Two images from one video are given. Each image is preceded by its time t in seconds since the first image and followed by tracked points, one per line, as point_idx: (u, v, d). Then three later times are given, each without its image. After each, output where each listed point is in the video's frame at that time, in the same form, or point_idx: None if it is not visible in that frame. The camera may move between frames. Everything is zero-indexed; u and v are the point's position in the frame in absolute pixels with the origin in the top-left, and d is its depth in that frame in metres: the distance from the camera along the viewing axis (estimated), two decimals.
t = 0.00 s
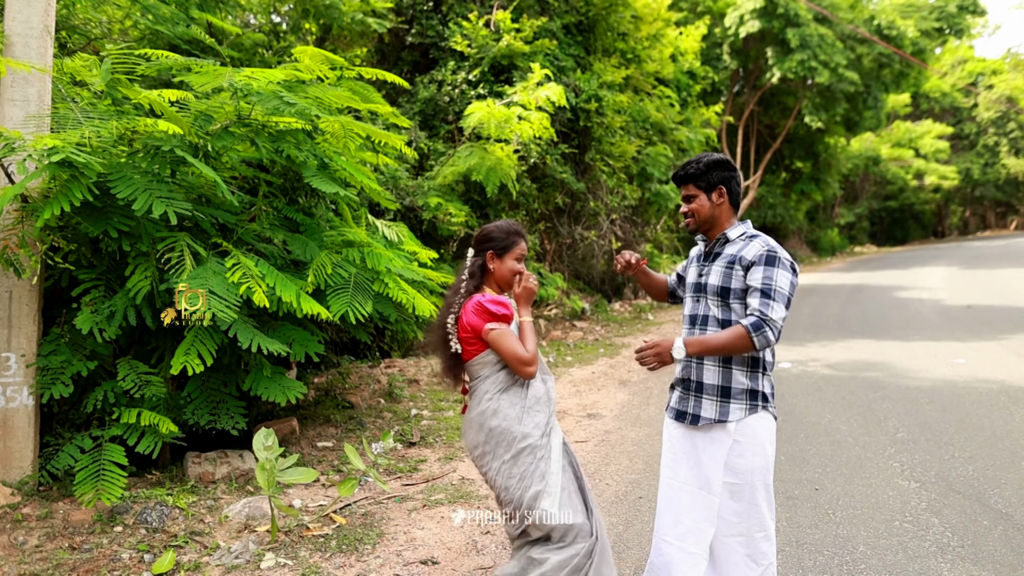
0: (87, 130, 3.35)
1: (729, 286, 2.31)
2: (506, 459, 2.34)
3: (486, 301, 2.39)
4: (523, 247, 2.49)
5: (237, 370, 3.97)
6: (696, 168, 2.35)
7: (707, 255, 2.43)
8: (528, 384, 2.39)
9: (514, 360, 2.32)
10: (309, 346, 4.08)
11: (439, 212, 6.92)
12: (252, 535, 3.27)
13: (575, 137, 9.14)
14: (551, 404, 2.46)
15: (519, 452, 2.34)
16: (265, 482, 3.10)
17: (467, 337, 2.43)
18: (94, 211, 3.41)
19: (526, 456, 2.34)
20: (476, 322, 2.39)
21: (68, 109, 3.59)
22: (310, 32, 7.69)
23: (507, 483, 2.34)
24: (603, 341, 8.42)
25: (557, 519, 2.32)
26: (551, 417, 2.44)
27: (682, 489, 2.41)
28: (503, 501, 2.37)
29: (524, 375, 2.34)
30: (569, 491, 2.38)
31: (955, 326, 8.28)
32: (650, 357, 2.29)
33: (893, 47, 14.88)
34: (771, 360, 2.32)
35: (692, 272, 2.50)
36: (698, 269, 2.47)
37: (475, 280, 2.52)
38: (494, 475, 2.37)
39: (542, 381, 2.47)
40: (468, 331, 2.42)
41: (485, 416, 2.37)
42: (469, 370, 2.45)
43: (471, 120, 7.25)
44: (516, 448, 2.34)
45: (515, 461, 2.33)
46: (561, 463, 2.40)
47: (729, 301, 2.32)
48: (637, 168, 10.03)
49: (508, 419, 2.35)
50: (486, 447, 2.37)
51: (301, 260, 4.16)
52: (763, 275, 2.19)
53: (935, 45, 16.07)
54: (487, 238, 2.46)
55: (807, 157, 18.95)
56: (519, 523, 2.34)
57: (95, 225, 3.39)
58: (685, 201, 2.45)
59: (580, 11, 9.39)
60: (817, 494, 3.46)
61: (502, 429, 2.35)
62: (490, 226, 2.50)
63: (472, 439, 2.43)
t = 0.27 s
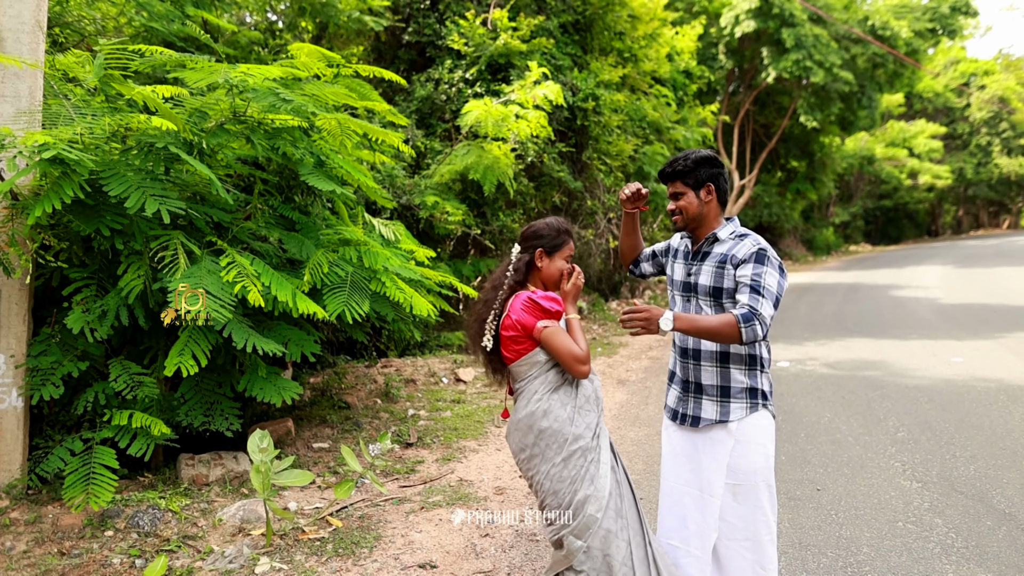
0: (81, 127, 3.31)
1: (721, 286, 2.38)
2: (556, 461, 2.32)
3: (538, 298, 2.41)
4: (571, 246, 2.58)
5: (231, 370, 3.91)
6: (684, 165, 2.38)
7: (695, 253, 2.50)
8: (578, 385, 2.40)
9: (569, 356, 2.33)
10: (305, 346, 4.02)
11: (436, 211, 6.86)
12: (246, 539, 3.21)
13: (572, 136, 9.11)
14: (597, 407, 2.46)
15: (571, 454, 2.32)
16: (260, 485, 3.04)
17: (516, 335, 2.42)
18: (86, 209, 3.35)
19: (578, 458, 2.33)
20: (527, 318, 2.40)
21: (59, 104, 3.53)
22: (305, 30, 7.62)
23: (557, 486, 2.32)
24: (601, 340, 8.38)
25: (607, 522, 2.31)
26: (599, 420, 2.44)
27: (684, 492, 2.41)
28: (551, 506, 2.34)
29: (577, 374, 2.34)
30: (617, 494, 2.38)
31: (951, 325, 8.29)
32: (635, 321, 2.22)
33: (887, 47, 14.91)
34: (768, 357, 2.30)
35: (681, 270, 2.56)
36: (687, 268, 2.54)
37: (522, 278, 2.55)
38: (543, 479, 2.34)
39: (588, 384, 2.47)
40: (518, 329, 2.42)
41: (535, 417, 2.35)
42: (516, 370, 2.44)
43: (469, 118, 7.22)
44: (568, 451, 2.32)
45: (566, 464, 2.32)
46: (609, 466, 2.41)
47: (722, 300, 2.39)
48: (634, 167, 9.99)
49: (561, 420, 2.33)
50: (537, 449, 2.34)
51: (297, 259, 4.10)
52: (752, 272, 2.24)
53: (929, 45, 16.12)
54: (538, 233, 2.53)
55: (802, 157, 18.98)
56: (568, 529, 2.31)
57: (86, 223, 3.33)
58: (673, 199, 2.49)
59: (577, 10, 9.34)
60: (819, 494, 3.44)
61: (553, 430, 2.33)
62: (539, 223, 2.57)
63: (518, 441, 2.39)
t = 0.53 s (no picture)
0: (77, 126, 3.32)
1: (720, 286, 2.36)
2: (580, 476, 2.30)
3: (560, 308, 2.38)
4: (593, 256, 2.56)
5: (230, 371, 3.89)
6: (680, 164, 2.36)
7: (692, 253, 2.48)
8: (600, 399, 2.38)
9: (591, 369, 2.29)
10: (304, 346, 3.99)
11: (435, 211, 6.85)
12: (245, 541, 3.18)
13: (572, 136, 9.09)
14: (618, 421, 2.44)
15: (594, 469, 2.30)
16: (258, 487, 3.00)
17: (537, 346, 2.38)
18: (83, 208, 3.32)
19: (601, 473, 2.30)
20: (549, 329, 2.36)
21: (55, 103, 3.49)
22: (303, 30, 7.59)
23: (581, 502, 2.30)
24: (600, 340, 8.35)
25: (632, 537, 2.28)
26: (619, 433, 2.42)
27: (686, 494, 2.41)
28: (577, 522, 2.32)
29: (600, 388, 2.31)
30: (641, 508, 2.35)
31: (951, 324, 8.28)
32: (643, 312, 2.19)
33: (886, 47, 14.92)
34: (768, 357, 2.29)
35: (677, 270, 2.54)
36: (684, 267, 2.52)
37: (542, 288, 2.54)
38: (567, 495, 2.32)
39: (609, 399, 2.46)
40: (537, 340, 2.38)
41: (557, 433, 2.32)
42: (537, 384, 2.41)
43: (468, 118, 7.19)
44: (591, 466, 2.29)
45: (589, 479, 2.29)
46: (632, 480, 2.38)
47: (720, 300, 2.37)
48: (633, 167, 9.96)
49: (583, 435, 2.31)
50: (560, 465, 2.31)
51: (295, 259, 4.07)
52: (754, 271, 2.23)
53: (927, 45, 16.12)
54: (561, 243, 2.52)
55: (801, 156, 18.97)
56: (594, 545, 2.28)
57: (83, 223, 3.30)
58: (669, 198, 2.47)
59: (576, 10, 9.32)
60: (821, 495, 3.42)
61: (576, 445, 2.31)
62: (562, 233, 2.56)
63: (541, 457, 2.36)
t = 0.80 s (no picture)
0: (75, 124, 3.28)
1: (719, 286, 2.35)
2: (595, 481, 2.13)
3: (578, 313, 2.21)
4: (613, 264, 2.39)
5: (228, 371, 3.87)
6: (679, 163, 2.34)
7: (690, 253, 2.46)
8: (614, 403, 2.20)
9: (607, 380, 2.14)
10: (303, 346, 3.98)
11: (434, 210, 6.84)
12: (243, 542, 3.17)
13: (571, 136, 9.08)
14: (632, 422, 2.27)
15: (610, 473, 2.13)
16: (257, 488, 2.98)
17: (550, 351, 2.20)
18: (80, 207, 3.31)
19: (617, 477, 2.13)
20: (565, 334, 2.19)
21: (52, 101, 3.47)
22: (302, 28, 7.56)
23: (596, 508, 2.13)
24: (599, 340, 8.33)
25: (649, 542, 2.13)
26: (634, 435, 2.25)
27: (687, 496, 2.39)
28: (591, 528, 2.15)
29: (613, 397, 2.17)
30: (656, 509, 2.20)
31: (950, 325, 8.27)
32: (647, 313, 2.13)
33: (885, 48, 14.91)
34: (765, 357, 2.30)
35: (675, 270, 2.53)
36: (682, 268, 2.50)
37: (560, 291, 2.35)
38: (582, 501, 2.14)
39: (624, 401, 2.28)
40: (552, 347, 2.20)
41: (570, 436, 2.15)
42: (548, 389, 2.23)
43: (467, 117, 7.18)
44: (607, 471, 2.12)
45: (605, 485, 2.12)
46: (647, 481, 2.22)
47: (719, 300, 2.36)
48: (632, 167, 9.93)
49: (598, 438, 2.14)
50: (574, 470, 2.14)
51: (294, 259, 4.05)
52: (755, 271, 2.23)
53: (926, 46, 16.13)
54: (581, 246, 2.34)
55: (800, 157, 18.97)
56: (609, 551, 2.12)
57: (80, 222, 3.28)
58: (668, 198, 2.44)
59: (576, 9, 9.30)
60: (822, 496, 3.41)
61: (590, 449, 2.14)
62: (581, 236, 2.38)
63: (553, 462, 2.18)
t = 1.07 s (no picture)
0: (66, 121, 3.20)
1: (719, 287, 2.32)
2: (613, 483, 2.04)
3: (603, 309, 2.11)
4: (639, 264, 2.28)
5: (223, 371, 3.82)
6: (680, 163, 2.29)
7: (690, 253, 2.43)
8: (634, 402, 2.11)
9: (631, 380, 2.07)
10: (298, 346, 3.93)
11: (431, 209, 6.81)
12: (238, 545, 3.12)
13: (568, 135, 9.04)
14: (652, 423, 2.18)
15: (628, 475, 2.04)
16: (252, 491, 2.93)
17: (574, 348, 2.10)
18: (71, 205, 3.24)
19: (636, 478, 2.05)
20: (590, 331, 2.09)
21: (42, 97, 3.40)
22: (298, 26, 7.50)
23: (613, 511, 2.04)
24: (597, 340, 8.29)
25: (665, 546, 2.04)
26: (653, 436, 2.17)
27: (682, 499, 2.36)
28: (607, 531, 2.07)
29: (636, 398, 2.09)
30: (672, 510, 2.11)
31: (946, 325, 8.27)
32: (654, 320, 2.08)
33: (880, 48, 14.92)
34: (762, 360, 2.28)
35: (673, 271, 2.49)
36: (680, 268, 2.47)
37: (587, 288, 2.20)
38: (598, 503, 2.06)
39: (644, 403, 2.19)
40: (576, 344, 2.10)
41: (588, 437, 2.06)
42: (568, 388, 2.12)
43: (464, 116, 7.15)
44: (624, 472, 2.04)
45: (622, 487, 2.04)
46: (664, 483, 2.14)
47: (719, 301, 2.32)
48: (630, 166, 9.89)
49: (617, 439, 2.06)
50: (592, 472, 2.05)
51: (290, 258, 4.00)
52: (756, 272, 2.20)
53: (921, 46, 16.15)
54: (610, 243, 2.21)
55: (796, 157, 18.99)
56: (624, 555, 2.04)
57: (72, 220, 3.22)
58: (667, 197, 2.40)
59: (573, 8, 9.26)
60: (822, 497, 3.39)
61: (609, 449, 2.05)
62: (609, 234, 2.26)
63: (570, 463, 2.10)
